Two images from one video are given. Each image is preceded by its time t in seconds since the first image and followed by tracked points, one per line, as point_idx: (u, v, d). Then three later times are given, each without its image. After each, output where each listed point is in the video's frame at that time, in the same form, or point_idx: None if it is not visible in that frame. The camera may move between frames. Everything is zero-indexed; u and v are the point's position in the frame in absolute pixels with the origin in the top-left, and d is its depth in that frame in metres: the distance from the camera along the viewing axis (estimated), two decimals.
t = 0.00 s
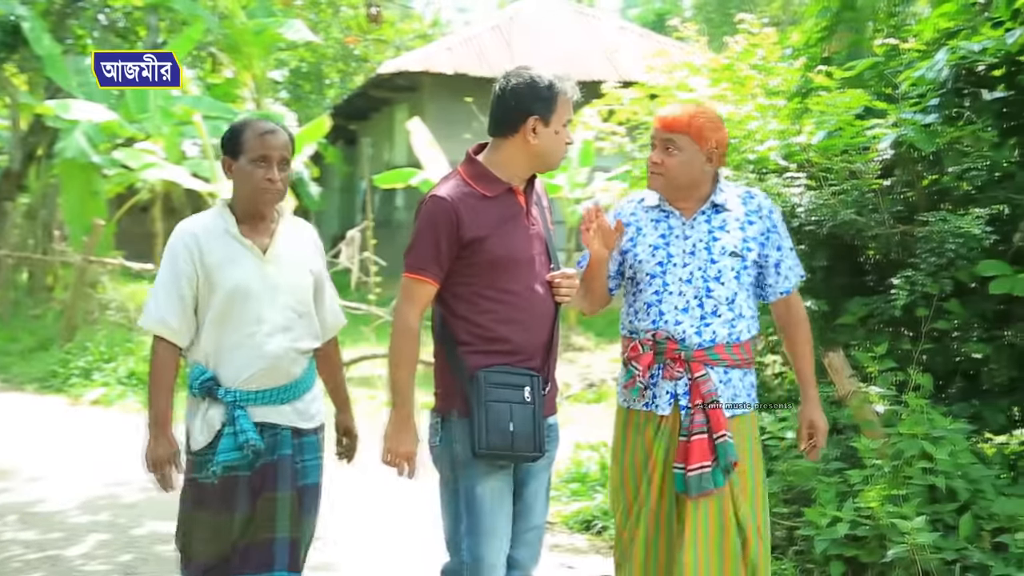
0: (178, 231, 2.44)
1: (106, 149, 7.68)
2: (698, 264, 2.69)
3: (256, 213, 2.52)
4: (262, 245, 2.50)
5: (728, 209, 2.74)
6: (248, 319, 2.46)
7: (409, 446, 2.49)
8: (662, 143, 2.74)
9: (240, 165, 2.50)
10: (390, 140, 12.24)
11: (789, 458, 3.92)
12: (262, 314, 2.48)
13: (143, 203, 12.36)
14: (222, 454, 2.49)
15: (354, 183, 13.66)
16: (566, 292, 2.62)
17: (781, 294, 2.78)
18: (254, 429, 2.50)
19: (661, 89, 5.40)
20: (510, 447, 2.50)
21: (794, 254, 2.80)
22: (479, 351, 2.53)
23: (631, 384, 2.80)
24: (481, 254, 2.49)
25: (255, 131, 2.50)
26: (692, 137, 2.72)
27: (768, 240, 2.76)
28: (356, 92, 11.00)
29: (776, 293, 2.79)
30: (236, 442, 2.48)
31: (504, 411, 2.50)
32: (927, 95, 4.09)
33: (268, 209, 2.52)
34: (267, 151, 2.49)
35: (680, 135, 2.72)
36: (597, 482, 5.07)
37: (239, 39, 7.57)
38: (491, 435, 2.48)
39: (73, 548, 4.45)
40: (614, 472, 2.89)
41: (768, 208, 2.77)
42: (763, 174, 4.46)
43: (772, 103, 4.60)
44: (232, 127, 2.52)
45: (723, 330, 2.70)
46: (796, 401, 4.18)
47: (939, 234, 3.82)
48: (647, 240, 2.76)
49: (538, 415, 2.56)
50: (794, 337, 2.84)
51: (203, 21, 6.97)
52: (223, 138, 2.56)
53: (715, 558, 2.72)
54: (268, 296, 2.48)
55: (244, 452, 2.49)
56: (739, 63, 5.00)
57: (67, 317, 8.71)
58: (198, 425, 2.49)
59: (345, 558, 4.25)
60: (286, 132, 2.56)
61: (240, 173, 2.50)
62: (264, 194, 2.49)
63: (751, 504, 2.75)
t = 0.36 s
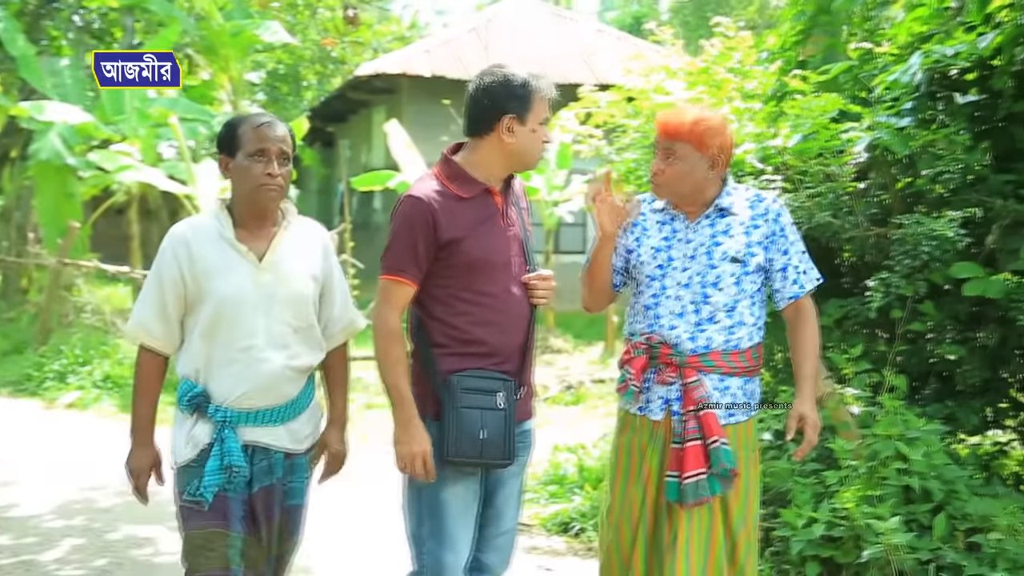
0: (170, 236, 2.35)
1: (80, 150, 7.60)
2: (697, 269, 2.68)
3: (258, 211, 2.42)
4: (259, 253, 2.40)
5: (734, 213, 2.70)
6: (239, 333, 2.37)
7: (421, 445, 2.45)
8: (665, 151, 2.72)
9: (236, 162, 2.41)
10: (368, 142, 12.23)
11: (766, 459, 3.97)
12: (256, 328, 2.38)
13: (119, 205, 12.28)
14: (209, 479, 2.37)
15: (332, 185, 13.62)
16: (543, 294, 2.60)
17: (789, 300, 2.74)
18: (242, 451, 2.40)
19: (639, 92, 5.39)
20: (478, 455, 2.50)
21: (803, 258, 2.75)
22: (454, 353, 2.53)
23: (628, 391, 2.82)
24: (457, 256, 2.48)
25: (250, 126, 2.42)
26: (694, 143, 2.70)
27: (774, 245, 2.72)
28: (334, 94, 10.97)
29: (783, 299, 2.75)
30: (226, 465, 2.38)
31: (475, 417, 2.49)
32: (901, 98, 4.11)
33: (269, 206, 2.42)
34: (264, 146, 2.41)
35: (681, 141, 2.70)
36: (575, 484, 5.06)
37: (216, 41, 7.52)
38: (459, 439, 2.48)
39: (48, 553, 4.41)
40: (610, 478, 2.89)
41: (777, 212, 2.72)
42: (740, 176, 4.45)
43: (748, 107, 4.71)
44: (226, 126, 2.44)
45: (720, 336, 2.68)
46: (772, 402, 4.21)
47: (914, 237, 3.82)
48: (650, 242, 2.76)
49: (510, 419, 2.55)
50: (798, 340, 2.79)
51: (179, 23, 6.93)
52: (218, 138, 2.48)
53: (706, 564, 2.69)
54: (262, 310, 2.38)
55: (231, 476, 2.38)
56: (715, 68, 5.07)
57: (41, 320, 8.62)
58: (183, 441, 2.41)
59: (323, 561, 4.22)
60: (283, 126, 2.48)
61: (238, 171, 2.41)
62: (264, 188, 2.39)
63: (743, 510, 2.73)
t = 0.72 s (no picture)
0: (148, 239, 2.17)
1: (63, 153, 7.58)
2: (665, 268, 2.77)
3: (242, 212, 2.25)
4: (246, 258, 2.24)
5: (701, 212, 2.80)
6: (227, 346, 2.19)
7: (397, 451, 2.45)
8: (642, 139, 2.80)
9: (219, 159, 2.24)
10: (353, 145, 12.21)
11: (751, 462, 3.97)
12: (245, 341, 2.21)
13: (104, 208, 12.20)
14: (196, 510, 2.18)
15: (318, 189, 13.59)
16: (521, 297, 2.61)
17: (754, 302, 2.84)
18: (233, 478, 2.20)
19: (629, 98, 5.22)
20: (458, 460, 2.49)
21: (769, 261, 2.86)
22: (434, 356, 2.52)
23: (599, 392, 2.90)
24: (437, 257, 2.48)
25: (237, 121, 2.26)
26: (670, 132, 2.78)
27: (744, 246, 2.82)
28: (319, 97, 10.96)
29: (750, 301, 2.86)
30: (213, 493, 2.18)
31: (456, 422, 2.48)
32: (884, 102, 4.06)
33: (254, 206, 2.25)
34: (251, 142, 2.24)
35: (658, 129, 2.78)
36: (561, 487, 5.05)
37: (201, 44, 7.62)
38: (439, 445, 2.47)
39: (31, 557, 4.37)
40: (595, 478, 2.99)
41: (745, 214, 2.83)
42: (724, 180, 4.44)
43: (732, 110, 4.65)
44: (209, 121, 2.27)
45: (687, 335, 2.77)
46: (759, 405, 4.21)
47: (897, 240, 3.84)
48: (619, 244, 2.85)
49: (491, 425, 2.54)
50: (767, 350, 2.92)
51: (163, 25, 6.93)
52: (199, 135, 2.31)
53: (683, 559, 2.81)
54: (252, 321, 2.22)
55: (218, 505, 2.18)
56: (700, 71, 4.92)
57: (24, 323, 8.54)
58: (164, 471, 2.22)
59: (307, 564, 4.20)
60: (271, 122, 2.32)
61: (221, 169, 2.24)
62: (250, 187, 2.22)
63: (715, 506, 2.83)
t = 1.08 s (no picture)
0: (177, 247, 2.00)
1: (63, 156, 7.57)
2: (658, 271, 2.78)
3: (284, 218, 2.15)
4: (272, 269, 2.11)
5: (693, 215, 2.81)
6: (255, 367, 2.07)
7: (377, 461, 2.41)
8: (634, 143, 2.80)
9: (265, 162, 2.11)
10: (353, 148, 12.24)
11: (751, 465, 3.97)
12: (274, 362, 2.08)
13: (104, 210, 12.21)
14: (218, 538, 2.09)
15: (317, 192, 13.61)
16: (519, 300, 2.61)
17: (744, 305, 2.87)
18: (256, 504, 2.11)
19: (624, 99, 5.33)
20: (460, 466, 2.49)
21: (758, 264, 2.88)
22: (434, 360, 2.52)
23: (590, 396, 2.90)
24: (434, 261, 2.49)
25: (281, 120, 2.13)
26: (663, 136, 2.79)
27: (734, 249, 2.85)
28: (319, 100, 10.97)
29: (739, 304, 2.88)
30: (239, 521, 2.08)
31: (458, 427, 2.48)
32: (884, 105, 4.07)
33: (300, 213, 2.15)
34: (300, 143, 2.13)
35: (650, 133, 2.79)
36: (561, 490, 5.04)
37: (200, 47, 7.62)
38: (440, 449, 2.47)
39: (31, 560, 4.36)
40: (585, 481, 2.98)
41: (736, 216, 2.85)
42: (723, 184, 4.42)
43: (732, 113, 4.67)
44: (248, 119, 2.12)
45: (681, 338, 2.77)
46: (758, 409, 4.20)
47: (897, 243, 3.83)
48: (610, 247, 2.85)
49: (492, 430, 2.54)
50: (749, 345, 2.93)
51: (163, 28, 6.94)
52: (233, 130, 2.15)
53: (669, 563, 2.80)
54: (281, 341, 2.09)
55: (243, 533, 2.08)
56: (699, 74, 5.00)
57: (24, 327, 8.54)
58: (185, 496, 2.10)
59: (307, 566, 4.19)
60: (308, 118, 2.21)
61: (266, 170, 2.11)
62: (301, 192, 2.12)
63: (707, 512, 2.84)
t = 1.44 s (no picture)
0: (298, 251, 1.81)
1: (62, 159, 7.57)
2: (652, 273, 2.78)
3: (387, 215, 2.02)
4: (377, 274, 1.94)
5: (687, 216, 2.80)
6: (372, 384, 1.89)
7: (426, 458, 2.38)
8: (626, 149, 2.80)
9: (384, 153, 1.96)
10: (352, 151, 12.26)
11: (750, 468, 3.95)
12: (390, 378, 1.92)
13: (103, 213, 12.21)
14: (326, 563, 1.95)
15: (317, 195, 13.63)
16: (517, 302, 2.60)
17: (739, 305, 2.86)
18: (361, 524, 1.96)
19: (624, 102, 5.33)
20: (462, 470, 2.49)
21: (753, 265, 2.86)
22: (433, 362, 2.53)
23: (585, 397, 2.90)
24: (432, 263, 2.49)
25: (397, 109, 1.98)
26: (653, 142, 2.78)
27: (727, 250, 2.82)
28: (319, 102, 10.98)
29: (735, 305, 2.87)
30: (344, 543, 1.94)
31: (458, 431, 2.47)
32: (883, 108, 4.09)
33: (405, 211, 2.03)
34: (414, 135, 2.00)
35: (641, 139, 2.78)
36: (560, 493, 5.04)
37: (200, 50, 7.61)
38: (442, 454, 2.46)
39: (30, 563, 4.36)
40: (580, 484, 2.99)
41: (729, 218, 2.83)
42: (723, 186, 4.42)
43: (731, 116, 4.68)
44: (363, 104, 1.94)
45: (674, 339, 2.78)
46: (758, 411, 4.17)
47: (896, 245, 3.84)
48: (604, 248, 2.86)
49: (492, 433, 2.54)
50: (746, 349, 2.92)
51: (162, 31, 6.94)
52: (340, 113, 1.94)
53: (666, 563, 2.79)
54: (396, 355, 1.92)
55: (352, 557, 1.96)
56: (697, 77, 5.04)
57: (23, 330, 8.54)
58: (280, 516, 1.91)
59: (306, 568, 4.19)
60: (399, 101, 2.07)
61: (383, 162, 1.96)
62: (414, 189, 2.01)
63: (704, 511, 2.84)
